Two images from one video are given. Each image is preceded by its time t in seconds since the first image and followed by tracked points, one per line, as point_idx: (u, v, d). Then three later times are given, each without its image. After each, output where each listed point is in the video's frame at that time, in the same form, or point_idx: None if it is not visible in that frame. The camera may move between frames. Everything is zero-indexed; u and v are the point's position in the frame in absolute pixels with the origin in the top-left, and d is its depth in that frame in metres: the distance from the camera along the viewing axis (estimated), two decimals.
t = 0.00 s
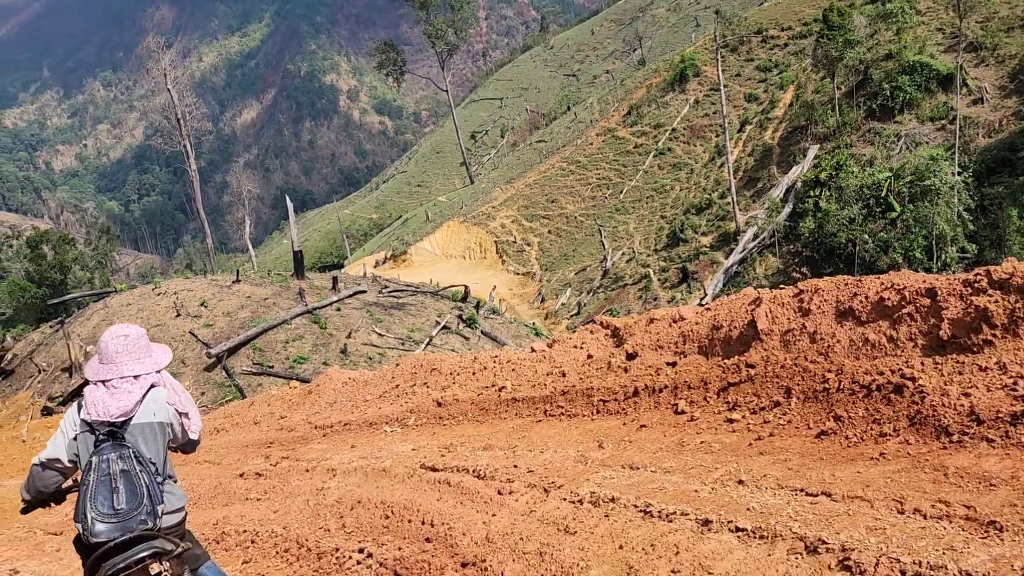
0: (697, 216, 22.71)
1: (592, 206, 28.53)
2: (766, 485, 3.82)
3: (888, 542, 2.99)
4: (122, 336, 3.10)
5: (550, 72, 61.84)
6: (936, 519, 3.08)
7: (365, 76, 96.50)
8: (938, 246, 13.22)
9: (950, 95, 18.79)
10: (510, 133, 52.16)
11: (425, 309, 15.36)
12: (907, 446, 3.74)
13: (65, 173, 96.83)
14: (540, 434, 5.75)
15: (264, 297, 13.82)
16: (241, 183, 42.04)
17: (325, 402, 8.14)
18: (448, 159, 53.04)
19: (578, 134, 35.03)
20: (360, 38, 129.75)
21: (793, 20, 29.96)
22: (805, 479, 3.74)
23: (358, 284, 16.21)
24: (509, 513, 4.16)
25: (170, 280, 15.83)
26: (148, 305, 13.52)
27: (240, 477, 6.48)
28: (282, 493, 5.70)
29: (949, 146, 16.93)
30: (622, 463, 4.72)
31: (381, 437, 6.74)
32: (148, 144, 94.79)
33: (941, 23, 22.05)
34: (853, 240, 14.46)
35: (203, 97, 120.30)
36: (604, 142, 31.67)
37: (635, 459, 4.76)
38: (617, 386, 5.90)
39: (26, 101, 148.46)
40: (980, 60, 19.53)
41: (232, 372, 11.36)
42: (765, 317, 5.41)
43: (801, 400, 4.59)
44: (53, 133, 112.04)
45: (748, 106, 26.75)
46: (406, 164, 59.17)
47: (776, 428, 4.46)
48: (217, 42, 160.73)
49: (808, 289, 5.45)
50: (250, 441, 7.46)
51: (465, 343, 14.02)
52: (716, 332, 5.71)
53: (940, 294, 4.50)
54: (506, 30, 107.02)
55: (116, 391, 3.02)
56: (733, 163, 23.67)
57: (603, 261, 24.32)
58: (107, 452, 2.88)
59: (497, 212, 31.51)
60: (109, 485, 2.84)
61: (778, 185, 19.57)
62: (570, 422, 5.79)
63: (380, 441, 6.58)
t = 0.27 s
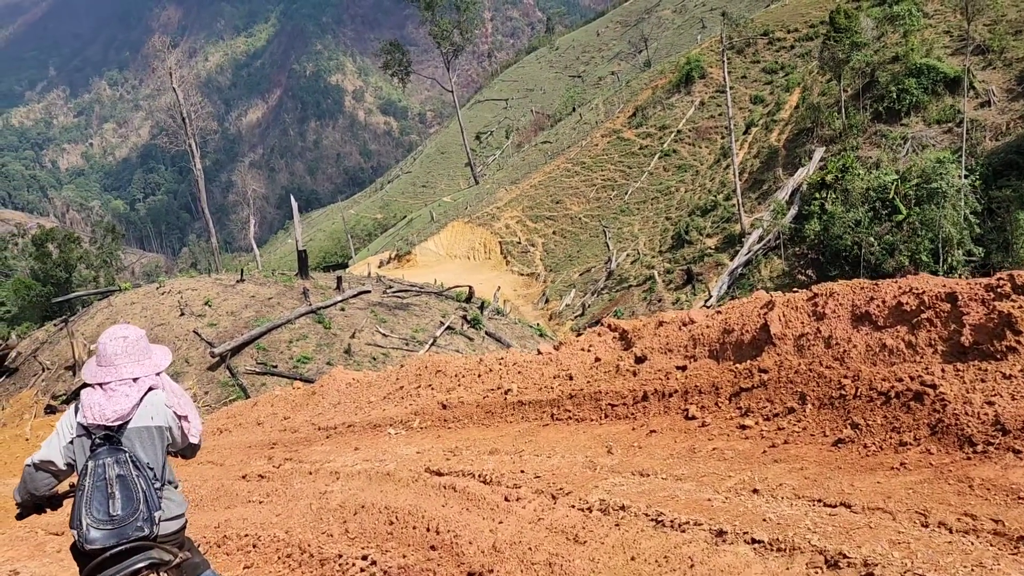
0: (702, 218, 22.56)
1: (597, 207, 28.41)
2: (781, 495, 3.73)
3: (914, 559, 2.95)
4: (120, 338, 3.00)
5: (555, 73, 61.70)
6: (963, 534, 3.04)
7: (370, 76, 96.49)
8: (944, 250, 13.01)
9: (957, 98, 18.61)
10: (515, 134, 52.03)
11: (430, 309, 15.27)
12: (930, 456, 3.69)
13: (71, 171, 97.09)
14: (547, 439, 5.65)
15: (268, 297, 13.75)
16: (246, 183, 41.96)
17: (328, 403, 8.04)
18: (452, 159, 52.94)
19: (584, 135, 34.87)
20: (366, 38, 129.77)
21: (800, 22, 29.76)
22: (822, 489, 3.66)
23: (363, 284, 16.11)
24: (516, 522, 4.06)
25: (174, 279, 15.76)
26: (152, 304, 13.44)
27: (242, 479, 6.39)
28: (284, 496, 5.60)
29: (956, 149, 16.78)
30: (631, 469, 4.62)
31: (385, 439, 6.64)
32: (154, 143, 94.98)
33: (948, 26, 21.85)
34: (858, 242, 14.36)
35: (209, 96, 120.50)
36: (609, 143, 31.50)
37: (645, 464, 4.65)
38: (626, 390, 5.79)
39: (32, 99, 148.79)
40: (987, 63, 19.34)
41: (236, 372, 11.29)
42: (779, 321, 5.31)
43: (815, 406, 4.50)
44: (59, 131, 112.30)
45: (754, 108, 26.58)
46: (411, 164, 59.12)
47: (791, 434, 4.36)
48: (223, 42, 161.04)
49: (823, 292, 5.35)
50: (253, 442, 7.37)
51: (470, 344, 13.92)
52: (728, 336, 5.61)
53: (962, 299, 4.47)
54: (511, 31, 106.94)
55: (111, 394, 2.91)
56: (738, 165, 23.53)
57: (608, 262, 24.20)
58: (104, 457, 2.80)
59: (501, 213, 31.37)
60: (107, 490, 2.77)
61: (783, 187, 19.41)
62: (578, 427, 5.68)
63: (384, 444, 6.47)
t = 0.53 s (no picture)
0: (709, 218, 22.41)
1: (603, 207, 28.28)
2: (803, 499, 3.64)
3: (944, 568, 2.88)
4: (115, 335, 2.90)
5: (562, 73, 61.52)
6: (994, 543, 2.97)
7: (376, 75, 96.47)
8: (952, 252, 12.81)
9: (966, 99, 18.42)
10: (521, 133, 51.89)
11: (436, 308, 15.19)
12: (957, 461, 3.62)
13: (78, 168, 97.35)
14: (558, 439, 5.55)
15: (274, 295, 13.69)
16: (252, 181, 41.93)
17: (335, 401, 7.96)
18: (458, 159, 52.84)
19: (590, 135, 34.71)
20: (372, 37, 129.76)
21: (808, 23, 29.54)
22: (844, 493, 3.59)
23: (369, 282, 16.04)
24: (529, 524, 3.97)
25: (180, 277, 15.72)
26: (158, 301, 13.38)
27: (248, 478, 6.31)
28: (291, 496, 5.52)
29: (964, 151, 16.61)
30: (645, 472, 4.52)
31: (392, 439, 6.55)
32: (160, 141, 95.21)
33: (957, 27, 21.59)
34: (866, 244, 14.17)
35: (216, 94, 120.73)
36: (616, 143, 31.35)
37: (661, 466, 4.55)
38: (638, 390, 5.69)
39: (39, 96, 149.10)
40: (996, 64, 19.13)
41: (242, 370, 11.22)
42: (796, 321, 5.21)
43: (834, 409, 4.41)
44: (66, 129, 112.51)
45: (761, 108, 26.40)
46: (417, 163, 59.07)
47: (810, 438, 4.28)
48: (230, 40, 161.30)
49: (841, 292, 5.24)
50: (259, 441, 7.30)
51: (476, 343, 13.84)
52: (743, 337, 5.51)
53: (987, 300, 4.37)
54: (518, 31, 106.73)
55: (103, 393, 2.82)
56: (745, 166, 23.38)
57: (613, 262, 24.08)
58: (101, 456, 2.73)
59: (507, 212, 31.23)
60: (105, 489, 2.70)
61: (791, 188, 19.24)
62: (590, 428, 5.59)
63: (392, 443, 6.39)
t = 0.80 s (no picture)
0: (719, 219, 22.22)
1: (613, 207, 28.14)
2: (836, 503, 3.57)
3: None
4: (112, 332, 2.80)
5: (572, 73, 61.31)
6: None
7: (387, 75, 96.59)
8: (965, 254, 12.60)
9: (980, 100, 18.15)
10: (531, 133, 51.73)
11: (446, 307, 15.11)
12: (999, 465, 3.57)
13: (90, 166, 98.05)
14: (576, 440, 5.44)
15: (284, 293, 13.66)
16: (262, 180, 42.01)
17: (348, 400, 7.89)
18: (468, 158, 52.75)
19: (600, 135, 34.52)
20: (383, 36, 129.90)
21: (820, 23, 29.26)
22: (879, 496, 3.54)
23: (379, 281, 15.97)
24: (550, 526, 3.90)
25: (191, 275, 15.71)
26: (169, 298, 13.38)
27: (260, 476, 6.23)
28: (304, 495, 5.44)
29: (978, 153, 16.42)
30: (668, 473, 4.42)
31: (406, 438, 6.46)
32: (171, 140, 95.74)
33: (971, 28, 21.23)
34: (877, 245, 13.86)
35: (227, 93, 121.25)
36: (626, 143, 31.16)
37: (685, 466, 4.46)
38: (658, 390, 5.58)
39: (51, 94, 150.27)
40: (1011, 66, 18.85)
41: (252, 367, 11.17)
42: (822, 319, 5.11)
43: (864, 409, 4.33)
44: (78, 127, 113.22)
45: (772, 109, 26.17)
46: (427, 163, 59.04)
47: (840, 439, 4.21)
48: (241, 39, 161.89)
49: (869, 291, 5.16)
50: (270, 439, 7.23)
51: (486, 343, 13.75)
52: (767, 336, 5.42)
53: None
54: (529, 30, 106.53)
55: (100, 389, 2.72)
56: (756, 166, 23.18)
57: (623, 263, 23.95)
58: (101, 450, 2.61)
59: (517, 212, 31.09)
60: (108, 484, 2.57)
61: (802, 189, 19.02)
62: (608, 428, 5.48)
63: (406, 443, 6.30)
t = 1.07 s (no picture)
0: (734, 218, 22.01)
1: (626, 205, 27.95)
2: (871, 510, 3.55)
3: None
4: (126, 322, 2.70)
5: (586, 71, 61.03)
6: None
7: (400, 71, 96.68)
8: (982, 254, 12.33)
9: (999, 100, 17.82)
10: (544, 131, 51.56)
11: (459, 304, 15.06)
12: None
13: (105, 161, 98.96)
14: (596, 440, 5.37)
15: (298, 288, 13.65)
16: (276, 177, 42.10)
17: (362, 396, 7.83)
18: (481, 155, 52.67)
19: (614, 132, 34.31)
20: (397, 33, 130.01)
21: (837, 21, 28.91)
22: (916, 503, 3.52)
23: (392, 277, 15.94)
24: (574, 529, 3.88)
25: (204, 269, 15.73)
26: (183, 293, 13.40)
27: (275, 473, 6.18)
28: (321, 492, 5.39)
29: (997, 153, 16.14)
30: (694, 475, 4.37)
31: (423, 436, 6.40)
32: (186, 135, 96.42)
33: (990, 27, 20.81)
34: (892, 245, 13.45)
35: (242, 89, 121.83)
36: (640, 141, 30.94)
37: (711, 470, 4.40)
38: (681, 390, 5.50)
39: (68, 89, 151.77)
40: None
41: (265, 362, 11.16)
42: (852, 320, 5.06)
43: (897, 413, 4.30)
44: (94, 121, 114.13)
45: (788, 108, 25.89)
46: (439, 160, 59.02)
47: (872, 444, 4.18)
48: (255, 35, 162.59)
49: (901, 292, 5.12)
50: (284, 435, 7.19)
51: (499, 340, 13.69)
52: (794, 336, 5.35)
53: None
54: (542, 28, 106.21)
55: (111, 380, 2.61)
56: (771, 165, 22.94)
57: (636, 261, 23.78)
58: (106, 444, 2.51)
59: (530, 209, 30.92)
60: (108, 480, 2.48)
61: (817, 189, 18.73)
62: (630, 428, 5.41)
63: (422, 441, 6.23)
